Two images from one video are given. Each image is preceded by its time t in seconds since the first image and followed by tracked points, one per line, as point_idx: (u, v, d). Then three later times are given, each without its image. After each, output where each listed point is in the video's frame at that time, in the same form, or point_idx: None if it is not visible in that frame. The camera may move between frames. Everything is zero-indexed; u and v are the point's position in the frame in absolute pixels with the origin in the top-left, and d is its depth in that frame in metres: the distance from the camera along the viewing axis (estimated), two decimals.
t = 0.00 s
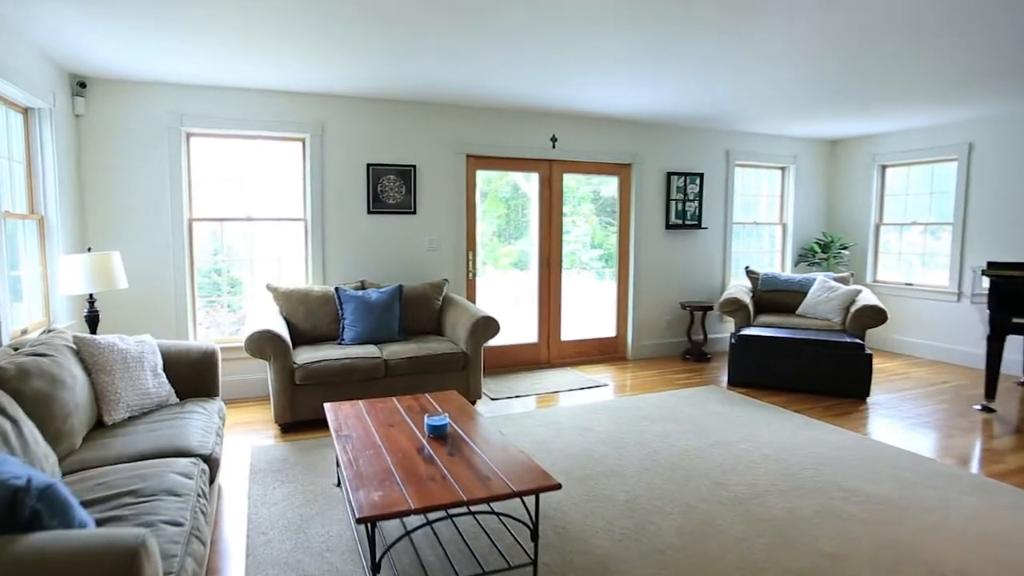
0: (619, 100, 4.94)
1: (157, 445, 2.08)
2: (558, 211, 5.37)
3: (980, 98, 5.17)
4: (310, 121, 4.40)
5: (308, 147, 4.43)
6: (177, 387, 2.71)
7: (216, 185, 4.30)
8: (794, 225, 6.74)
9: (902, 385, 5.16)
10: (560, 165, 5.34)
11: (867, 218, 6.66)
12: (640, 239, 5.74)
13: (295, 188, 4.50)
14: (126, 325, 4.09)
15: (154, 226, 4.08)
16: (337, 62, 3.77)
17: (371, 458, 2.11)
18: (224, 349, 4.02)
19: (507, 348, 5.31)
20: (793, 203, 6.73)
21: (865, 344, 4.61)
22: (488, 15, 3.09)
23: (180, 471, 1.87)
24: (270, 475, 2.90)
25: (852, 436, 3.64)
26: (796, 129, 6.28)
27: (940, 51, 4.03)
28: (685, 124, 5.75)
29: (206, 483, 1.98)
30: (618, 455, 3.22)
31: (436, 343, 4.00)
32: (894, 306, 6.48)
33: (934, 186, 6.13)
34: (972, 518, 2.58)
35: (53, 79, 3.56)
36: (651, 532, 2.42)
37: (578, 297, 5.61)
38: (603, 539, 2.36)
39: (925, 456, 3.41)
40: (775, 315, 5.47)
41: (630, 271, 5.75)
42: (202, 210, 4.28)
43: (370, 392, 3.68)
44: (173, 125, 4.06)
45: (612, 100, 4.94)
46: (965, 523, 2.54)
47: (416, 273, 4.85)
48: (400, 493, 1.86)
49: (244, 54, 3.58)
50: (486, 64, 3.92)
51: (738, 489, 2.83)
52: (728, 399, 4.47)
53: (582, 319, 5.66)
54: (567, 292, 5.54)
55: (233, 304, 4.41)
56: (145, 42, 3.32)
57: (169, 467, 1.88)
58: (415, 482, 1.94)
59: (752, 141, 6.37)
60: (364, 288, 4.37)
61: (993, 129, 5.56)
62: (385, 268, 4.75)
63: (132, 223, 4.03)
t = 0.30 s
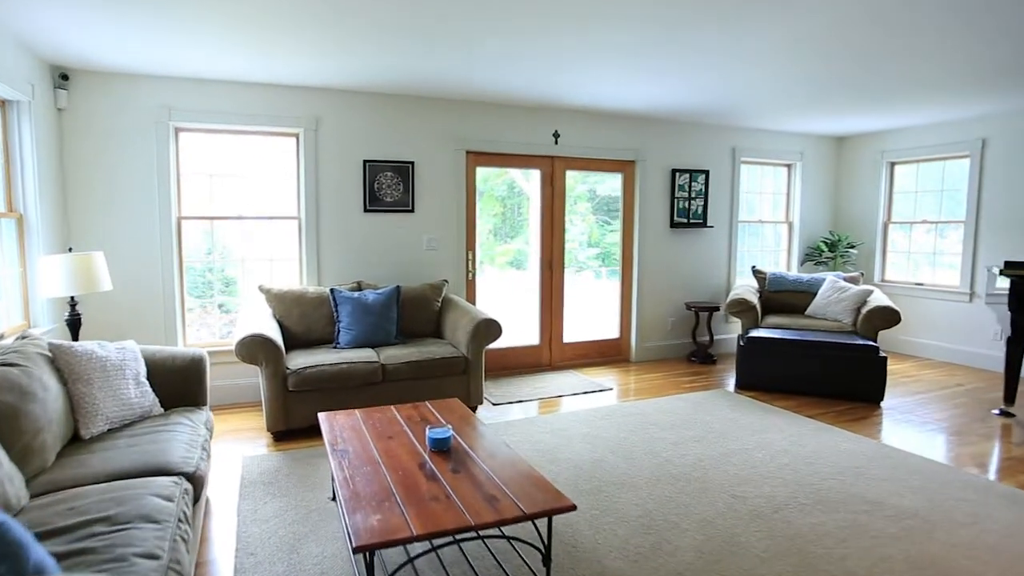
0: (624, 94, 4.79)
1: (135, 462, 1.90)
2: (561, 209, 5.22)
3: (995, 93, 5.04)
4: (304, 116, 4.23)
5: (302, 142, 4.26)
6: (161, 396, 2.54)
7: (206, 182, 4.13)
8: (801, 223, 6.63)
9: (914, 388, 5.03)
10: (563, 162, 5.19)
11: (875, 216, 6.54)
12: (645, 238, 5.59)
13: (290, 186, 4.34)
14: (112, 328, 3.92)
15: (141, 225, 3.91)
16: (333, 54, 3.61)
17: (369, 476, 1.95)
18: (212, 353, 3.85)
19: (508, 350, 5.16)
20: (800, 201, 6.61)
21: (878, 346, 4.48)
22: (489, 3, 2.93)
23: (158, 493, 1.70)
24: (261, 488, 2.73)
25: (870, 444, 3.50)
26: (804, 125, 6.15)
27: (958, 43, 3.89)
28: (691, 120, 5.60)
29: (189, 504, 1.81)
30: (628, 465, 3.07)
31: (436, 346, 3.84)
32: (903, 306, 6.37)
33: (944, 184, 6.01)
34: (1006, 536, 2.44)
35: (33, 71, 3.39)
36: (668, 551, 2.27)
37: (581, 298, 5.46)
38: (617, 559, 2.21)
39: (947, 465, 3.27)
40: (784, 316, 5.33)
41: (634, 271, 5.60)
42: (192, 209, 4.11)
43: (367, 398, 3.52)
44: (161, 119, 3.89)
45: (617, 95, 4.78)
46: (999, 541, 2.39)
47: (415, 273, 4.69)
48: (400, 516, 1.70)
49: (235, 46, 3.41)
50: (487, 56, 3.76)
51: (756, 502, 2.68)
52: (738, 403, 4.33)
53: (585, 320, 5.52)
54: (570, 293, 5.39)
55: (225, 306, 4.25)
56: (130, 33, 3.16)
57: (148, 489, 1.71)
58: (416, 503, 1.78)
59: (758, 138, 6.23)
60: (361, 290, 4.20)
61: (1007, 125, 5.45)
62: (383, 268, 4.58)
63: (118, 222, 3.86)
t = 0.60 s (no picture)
0: (624, 89, 4.65)
1: (108, 484, 1.72)
2: (559, 207, 5.08)
3: (997, 91, 4.96)
4: (293, 109, 4.05)
5: (290, 136, 4.08)
6: (139, 407, 2.37)
7: (188, 178, 3.93)
8: (799, 222, 6.54)
9: (916, 390, 4.94)
10: (561, 159, 5.05)
11: (873, 216, 6.46)
12: (643, 237, 5.47)
13: (277, 184, 4.15)
14: (88, 332, 3.71)
15: (118, 223, 3.71)
16: (321, 44, 3.43)
17: (366, 496, 1.79)
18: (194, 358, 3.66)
19: (505, 353, 5.01)
20: (798, 200, 6.53)
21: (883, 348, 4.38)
22: None
23: (130, 520, 1.52)
24: (249, 505, 2.55)
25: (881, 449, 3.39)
26: (803, 122, 6.06)
27: (967, 38, 3.79)
28: (690, 116, 5.48)
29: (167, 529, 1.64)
30: (635, 474, 2.93)
31: (431, 350, 3.68)
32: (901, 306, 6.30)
33: (942, 183, 5.94)
34: None
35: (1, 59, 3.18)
36: (684, 570, 2.13)
37: (578, 299, 5.32)
38: None
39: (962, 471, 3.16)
40: (785, 316, 5.23)
41: (633, 271, 5.48)
42: (174, 206, 3.91)
43: (361, 406, 3.35)
44: (141, 110, 3.69)
45: (617, 90, 4.64)
46: None
47: (409, 274, 4.53)
48: (402, 543, 1.55)
49: (217, 35, 3.22)
50: (482, 47, 3.59)
51: (772, 513, 2.55)
52: (742, 406, 4.21)
53: (583, 321, 5.38)
54: (567, 294, 5.25)
55: (211, 308, 4.07)
56: (103, 19, 2.96)
57: (120, 516, 1.53)
58: (418, 526, 1.63)
59: (757, 136, 6.14)
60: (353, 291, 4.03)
61: (1007, 123, 5.37)
62: (373, 268, 4.40)
63: (94, 220, 3.66)
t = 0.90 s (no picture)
0: (621, 86, 4.53)
1: (74, 513, 1.55)
2: (554, 206, 4.95)
3: (994, 91, 4.91)
4: (277, 103, 3.87)
5: (276, 132, 3.91)
6: (112, 421, 2.19)
7: (168, 175, 3.74)
8: (793, 222, 6.49)
9: (915, 392, 4.88)
10: (556, 157, 4.92)
11: (867, 215, 6.42)
12: (639, 237, 5.36)
13: (262, 181, 3.97)
14: (60, 337, 3.51)
15: (92, 222, 3.51)
16: (309, 36, 3.26)
17: (364, 522, 1.64)
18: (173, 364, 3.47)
19: (499, 356, 4.87)
20: (792, 200, 6.47)
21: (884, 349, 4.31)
22: None
23: (95, 557, 1.35)
24: (234, 524, 2.38)
25: (889, 455, 3.31)
26: (798, 121, 6.00)
27: (971, 36, 3.72)
28: (687, 114, 5.39)
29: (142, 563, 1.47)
30: (641, 484, 2.81)
31: (425, 355, 3.53)
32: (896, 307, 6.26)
33: (936, 183, 5.91)
34: None
35: None
36: None
37: (573, 300, 5.20)
38: None
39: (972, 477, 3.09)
40: (783, 317, 5.15)
41: (629, 271, 5.37)
42: (152, 205, 3.72)
43: (351, 414, 3.19)
44: (116, 103, 3.49)
45: (614, 86, 4.52)
46: None
47: (400, 275, 4.37)
48: None
49: (197, 24, 3.04)
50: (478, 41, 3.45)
51: (787, 525, 2.43)
52: (743, 410, 4.11)
53: (578, 323, 5.26)
54: (562, 295, 5.13)
55: (194, 309, 3.88)
56: (72, 6, 2.76)
57: (87, 552, 1.36)
58: (423, 556, 1.48)
59: (752, 135, 6.06)
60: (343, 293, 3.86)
61: (1002, 123, 5.32)
62: (361, 269, 4.23)
63: (66, 219, 3.46)
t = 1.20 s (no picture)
0: (615, 82, 4.41)
1: (27, 547, 1.38)
2: (547, 205, 4.82)
3: (989, 89, 4.87)
4: (258, 96, 3.69)
5: (258, 126, 3.72)
6: (77, 437, 2.01)
7: (143, 172, 3.54)
8: (786, 221, 6.43)
9: (913, 392, 4.82)
10: (549, 154, 4.79)
11: (860, 214, 6.37)
12: (633, 236, 5.26)
13: (243, 178, 3.79)
14: (27, 344, 3.30)
15: (60, 221, 3.30)
16: (291, 26, 3.08)
17: (355, 550, 1.49)
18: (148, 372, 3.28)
19: (491, 359, 4.73)
20: (785, 199, 6.41)
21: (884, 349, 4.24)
22: None
23: None
24: (213, 547, 2.21)
25: (895, 459, 3.22)
26: (791, 119, 5.94)
27: (973, 32, 3.64)
28: (681, 111, 5.29)
29: None
30: (645, 494, 2.68)
31: (416, 359, 3.38)
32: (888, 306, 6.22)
33: (928, 182, 5.87)
34: None
35: None
36: None
37: (566, 301, 5.07)
38: None
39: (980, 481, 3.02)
40: (779, 317, 5.08)
41: (623, 272, 5.26)
42: (126, 203, 3.52)
43: (338, 423, 3.02)
44: (86, 95, 3.29)
45: (608, 82, 4.40)
46: None
47: (389, 276, 4.21)
48: None
49: (171, 12, 2.86)
50: (470, 34, 3.30)
51: (800, 538, 2.32)
52: (742, 413, 4.01)
53: (572, 324, 5.14)
54: (555, 296, 5.00)
55: (173, 313, 3.69)
56: None
57: None
58: None
59: (745, 133, 5.98)
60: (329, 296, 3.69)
61: (995, 122, 5.29)
62: (348, 270, 4.06)
63: (32, 218, 3.25)
